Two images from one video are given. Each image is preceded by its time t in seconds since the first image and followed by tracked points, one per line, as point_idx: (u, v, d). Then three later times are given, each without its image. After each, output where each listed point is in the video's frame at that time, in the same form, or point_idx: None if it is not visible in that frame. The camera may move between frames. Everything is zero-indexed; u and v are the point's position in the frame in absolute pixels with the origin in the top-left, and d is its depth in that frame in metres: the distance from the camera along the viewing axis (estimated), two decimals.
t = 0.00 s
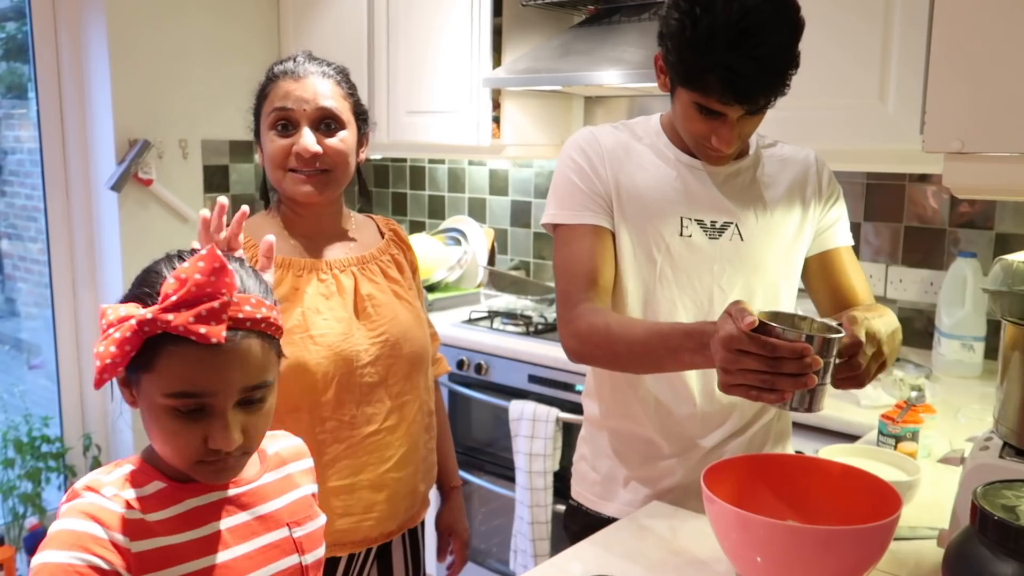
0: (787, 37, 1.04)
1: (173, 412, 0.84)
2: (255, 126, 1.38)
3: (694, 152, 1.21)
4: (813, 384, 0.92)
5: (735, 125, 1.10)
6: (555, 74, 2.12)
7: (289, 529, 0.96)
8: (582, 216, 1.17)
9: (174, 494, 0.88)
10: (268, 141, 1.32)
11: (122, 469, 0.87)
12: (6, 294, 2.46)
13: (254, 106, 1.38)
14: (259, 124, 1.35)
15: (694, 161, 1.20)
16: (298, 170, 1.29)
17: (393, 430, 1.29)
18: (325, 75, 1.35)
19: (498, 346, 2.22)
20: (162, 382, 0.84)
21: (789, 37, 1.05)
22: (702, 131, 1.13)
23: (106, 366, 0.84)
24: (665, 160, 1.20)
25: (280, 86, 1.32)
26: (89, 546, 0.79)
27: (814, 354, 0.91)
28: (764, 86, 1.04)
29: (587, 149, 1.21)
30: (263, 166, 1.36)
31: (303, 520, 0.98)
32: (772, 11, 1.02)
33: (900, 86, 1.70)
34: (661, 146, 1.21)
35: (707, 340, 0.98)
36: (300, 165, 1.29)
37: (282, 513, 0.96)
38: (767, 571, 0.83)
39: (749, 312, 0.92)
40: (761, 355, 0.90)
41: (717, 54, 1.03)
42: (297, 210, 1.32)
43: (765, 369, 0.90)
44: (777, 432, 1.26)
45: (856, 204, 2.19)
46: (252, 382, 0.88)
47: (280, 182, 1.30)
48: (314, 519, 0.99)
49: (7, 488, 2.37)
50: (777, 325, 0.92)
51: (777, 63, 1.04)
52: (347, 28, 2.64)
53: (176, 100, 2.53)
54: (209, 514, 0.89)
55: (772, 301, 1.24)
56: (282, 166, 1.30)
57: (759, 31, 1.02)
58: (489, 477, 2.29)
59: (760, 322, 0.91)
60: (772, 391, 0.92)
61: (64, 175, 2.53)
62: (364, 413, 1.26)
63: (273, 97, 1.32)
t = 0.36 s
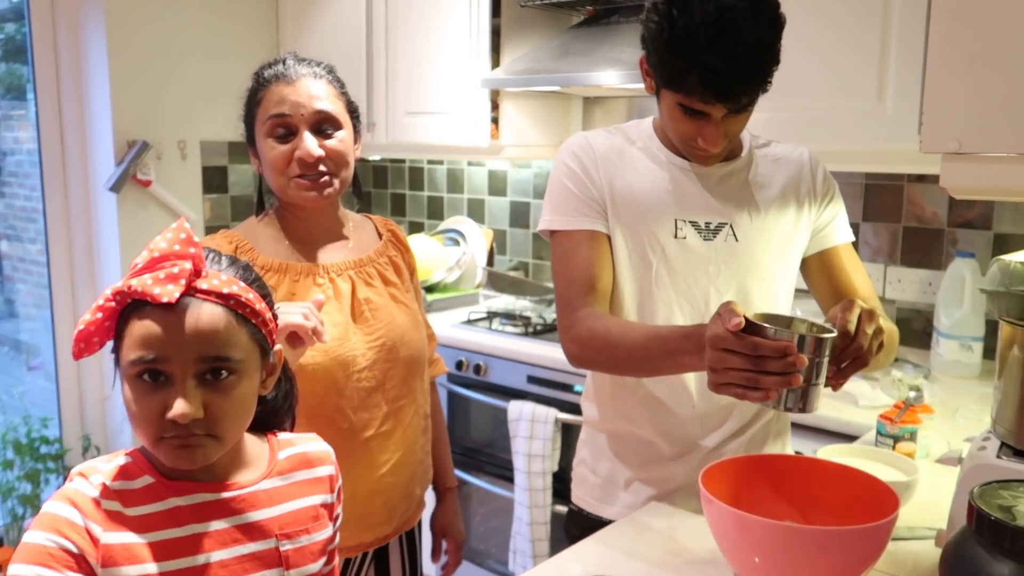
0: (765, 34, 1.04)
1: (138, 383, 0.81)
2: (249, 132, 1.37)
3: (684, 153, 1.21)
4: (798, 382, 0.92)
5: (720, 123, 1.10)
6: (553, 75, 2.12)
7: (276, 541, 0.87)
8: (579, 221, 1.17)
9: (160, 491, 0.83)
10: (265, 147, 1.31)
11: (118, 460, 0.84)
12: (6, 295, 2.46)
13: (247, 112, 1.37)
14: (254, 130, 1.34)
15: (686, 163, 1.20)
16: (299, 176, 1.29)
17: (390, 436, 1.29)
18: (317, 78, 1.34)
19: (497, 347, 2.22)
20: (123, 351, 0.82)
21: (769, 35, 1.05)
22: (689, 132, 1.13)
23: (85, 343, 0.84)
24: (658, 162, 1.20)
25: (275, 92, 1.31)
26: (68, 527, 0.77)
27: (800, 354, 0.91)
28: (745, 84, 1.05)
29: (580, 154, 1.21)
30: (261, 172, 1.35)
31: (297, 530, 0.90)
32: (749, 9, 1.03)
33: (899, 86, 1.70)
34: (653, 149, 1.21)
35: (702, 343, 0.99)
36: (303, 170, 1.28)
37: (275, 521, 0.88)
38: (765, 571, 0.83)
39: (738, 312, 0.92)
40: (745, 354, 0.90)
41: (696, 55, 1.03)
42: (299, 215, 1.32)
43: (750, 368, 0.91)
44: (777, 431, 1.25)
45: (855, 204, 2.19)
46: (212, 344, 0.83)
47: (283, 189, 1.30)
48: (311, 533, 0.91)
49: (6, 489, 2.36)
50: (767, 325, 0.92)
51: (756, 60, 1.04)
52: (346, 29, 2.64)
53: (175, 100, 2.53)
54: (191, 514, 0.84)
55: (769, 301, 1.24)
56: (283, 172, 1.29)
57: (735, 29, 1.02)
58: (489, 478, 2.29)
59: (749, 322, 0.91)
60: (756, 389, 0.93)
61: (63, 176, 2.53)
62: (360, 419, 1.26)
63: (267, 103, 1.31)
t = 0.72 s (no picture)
0: (757, 33, 1.04)
1: (164, 347, 0.85)
2: (247, 134, 1.36)
3: (678, 152, 1.21)
4: (786, 378, 0.92)
5: (713, 123, 1.10)
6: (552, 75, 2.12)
7: (294, 530, 0.87)
8: (574, 219, 1.17)
9: (181, 471, 0.85)
10: (265, 151, 1.31)
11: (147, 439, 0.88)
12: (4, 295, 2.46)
13: (244, 114, 1.36)
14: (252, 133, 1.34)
15: (680, 162, 1.20)
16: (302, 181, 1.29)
17: (391, 439, 1.30)
18: (315, 79, 1.33)
19: (496, 347, 2.22)
20: (151, 320, 0.86)
21: (761, 33, 1.05)
22: (682, 131, 1.13)
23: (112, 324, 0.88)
24: (653, 161, 1.20)
25: (274, 94, 1.30)
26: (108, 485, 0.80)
27: (791, 350, 0.90)
28: (737, 84, 1.05)
29: (576, 153, 1.21)
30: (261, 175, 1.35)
31: (317, 522, 0.89)
32: (741, 9, 1.03)
33: (897, 87, 1.71)
34: (648, 148, 1.21)
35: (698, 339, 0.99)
36: (304, 174, 1.29)
37: (293, 511, 0.88)
38: (764, 572, 0.83)
39: (733, 307, 0.93)
40: (735, 347, 0.91)
41: (687, 53, 1.03)
42: (298, 218, 1.32)
43: (739, 362, 0.91)
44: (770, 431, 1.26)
45: (853, 205, 2.19)
46: (236, 311, 0.87)
47: (284, 193, 1.30)
48: (330, 526, 0.90)
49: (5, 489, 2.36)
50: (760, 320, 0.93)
51: (748, 59, 1.04)
52: (345, 29, 2.64)
53: (173, 100, 2.53)
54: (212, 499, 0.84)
55: (763, 301, 1.24)
56: (284, 177, 1.29)
57: (727, 27, 1.02)
58: (488, 478, 2.29)
59: (742, 317, 0.92)
60: (745, 383, 0.92)
61: (62, 176, 2.52)
62: (362, 421, 1.26)
63: (266, 105, 1.30)
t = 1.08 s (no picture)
0: (755, 26, 1.05)
1: (187, 338, 0.86)
2: (247, 136, 1.37)
3: (674, 150, 1.21)
4: (794, 395, 0.92)
5: (711, 117, 1.10)
6: (551, 75, 2.12)
7: (302, 525, 0.87)
8: (572, 216, 1.17)
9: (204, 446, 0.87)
10: (264, 152, 1.31)
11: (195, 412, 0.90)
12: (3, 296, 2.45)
13: (243, 117, 1.36)
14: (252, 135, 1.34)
15: (675, 160, 1.20)
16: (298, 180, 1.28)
17: (394, 439, 1.30)
18: (314, 80, 1.33)
19: (495, 348, 2.22)
20: (173, 315, 0.87)
21: (759, 27, 1.05)
22: (679, 126, 1.13)
23: (137, 324, 0.90)
24: (648, 160, 1.20)
25: (272, 96, 1.30)
26: (147, 422, 0.84)
27: (797, 365, 0.90)
28: (737, 77, 1.05)
29: (571, 152, 1.21)
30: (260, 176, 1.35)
31: (328, 518, 0.89)
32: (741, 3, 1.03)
33: (895, 87, 1.71)
34: (642, 147, 1.21)
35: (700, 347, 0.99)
36: (301, 174, 1.28)
37: (305, 505, 0.88)
38: (764, 571, 0.83)
39: (735, 323, 0.92)
40: (741, 365, 0.91)
41: (688, 46, 1.03)
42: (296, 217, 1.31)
43: (746, 379, 0.91)
44: (765, 430, 1.25)
45: (852, 204, 2.19)
46: (253, 302, 0.88)
47: (282, 193, 1.29)
48: (343, 524, 0.90)
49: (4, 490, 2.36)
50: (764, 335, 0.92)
51: (747, 52, 1.05)
52: (344, 30, 2.64)
53: (172, 101, 2.53)
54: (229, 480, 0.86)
55: (758, 300, 1.24)
56: (283, 177, 1.29)
57: (727, 21, 1.03)
58: (487, 479, 2.29)
59: (745, 334, 0.92)
60: (753, 400, 0.93)
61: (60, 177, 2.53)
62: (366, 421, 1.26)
63: (265, 107, 1.31)
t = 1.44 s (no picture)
0: (758, 23, 1.05)
1: (250, 344, 0.82)
2: (249, 138, 1.34)
3: (673, 149, 1.22)
4: (800, 397, 0.92)
5: (712, 115, 1.10)
6: (550, 75, 2.12)
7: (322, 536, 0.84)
8: (571, 215, 1.17)
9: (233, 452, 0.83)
10: (267, 160, 1.29)
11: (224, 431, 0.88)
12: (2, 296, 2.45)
13: (245, 119, 1.33)
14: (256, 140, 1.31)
15: (675, 160, 1.20)
16: (299, 194, 1.27)
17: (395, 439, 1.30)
18: (320, 91, 1.30)
19: (494, 348, 2.22)
20: (235, 317, 0.83)
21: (761, 24, 1.06)
22: (679, 124, 1.13)
23: (191, 319, 0.85)
24: (646, 160, 1.21)
25: (278, 106, 1.28)
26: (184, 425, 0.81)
27: (802, 368, 0.91)
28: (739, 73, 1.05)
29: (570, 150, 1.21)
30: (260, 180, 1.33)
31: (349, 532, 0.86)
32: None
33: (894, 87, 1.71)
34: (642, 146, 1.22)
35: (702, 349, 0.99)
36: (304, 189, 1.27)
37: (326, 518, 0.85)
38: (762, 571, 0.83)
39: (738, 326, 0.92)
40: (746, 368, 0.91)
41: (690, 42, 1.03)
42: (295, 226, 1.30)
43: (751, 382, 0.91)
44: (761, 428, 1.26)
45: (851, 204, 2.19)
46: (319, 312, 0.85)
47: (285, 205, 1.28)
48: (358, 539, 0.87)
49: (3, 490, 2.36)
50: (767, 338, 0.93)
51: (749, 49, 1.05)
52: (343, 30, 2.64)
53: (171, 101, 2.53)
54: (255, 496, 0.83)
55: (755, 300, 1.25)
56: (283, 189, 1.27)
57: (730, 17, 1.03)
58: (486, 479, 2.29)
59: (749, 337, 0.91)
60: (758, 403, 0.94)
61: (59, 177, 2.53)
62: (367, 423, 1.26)
63: (271, 116, 1.28)
